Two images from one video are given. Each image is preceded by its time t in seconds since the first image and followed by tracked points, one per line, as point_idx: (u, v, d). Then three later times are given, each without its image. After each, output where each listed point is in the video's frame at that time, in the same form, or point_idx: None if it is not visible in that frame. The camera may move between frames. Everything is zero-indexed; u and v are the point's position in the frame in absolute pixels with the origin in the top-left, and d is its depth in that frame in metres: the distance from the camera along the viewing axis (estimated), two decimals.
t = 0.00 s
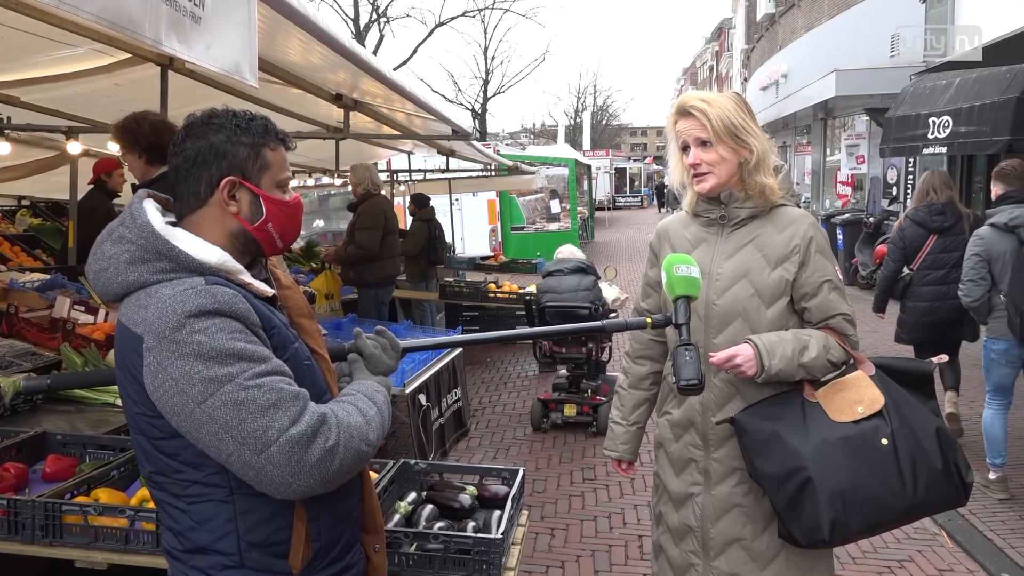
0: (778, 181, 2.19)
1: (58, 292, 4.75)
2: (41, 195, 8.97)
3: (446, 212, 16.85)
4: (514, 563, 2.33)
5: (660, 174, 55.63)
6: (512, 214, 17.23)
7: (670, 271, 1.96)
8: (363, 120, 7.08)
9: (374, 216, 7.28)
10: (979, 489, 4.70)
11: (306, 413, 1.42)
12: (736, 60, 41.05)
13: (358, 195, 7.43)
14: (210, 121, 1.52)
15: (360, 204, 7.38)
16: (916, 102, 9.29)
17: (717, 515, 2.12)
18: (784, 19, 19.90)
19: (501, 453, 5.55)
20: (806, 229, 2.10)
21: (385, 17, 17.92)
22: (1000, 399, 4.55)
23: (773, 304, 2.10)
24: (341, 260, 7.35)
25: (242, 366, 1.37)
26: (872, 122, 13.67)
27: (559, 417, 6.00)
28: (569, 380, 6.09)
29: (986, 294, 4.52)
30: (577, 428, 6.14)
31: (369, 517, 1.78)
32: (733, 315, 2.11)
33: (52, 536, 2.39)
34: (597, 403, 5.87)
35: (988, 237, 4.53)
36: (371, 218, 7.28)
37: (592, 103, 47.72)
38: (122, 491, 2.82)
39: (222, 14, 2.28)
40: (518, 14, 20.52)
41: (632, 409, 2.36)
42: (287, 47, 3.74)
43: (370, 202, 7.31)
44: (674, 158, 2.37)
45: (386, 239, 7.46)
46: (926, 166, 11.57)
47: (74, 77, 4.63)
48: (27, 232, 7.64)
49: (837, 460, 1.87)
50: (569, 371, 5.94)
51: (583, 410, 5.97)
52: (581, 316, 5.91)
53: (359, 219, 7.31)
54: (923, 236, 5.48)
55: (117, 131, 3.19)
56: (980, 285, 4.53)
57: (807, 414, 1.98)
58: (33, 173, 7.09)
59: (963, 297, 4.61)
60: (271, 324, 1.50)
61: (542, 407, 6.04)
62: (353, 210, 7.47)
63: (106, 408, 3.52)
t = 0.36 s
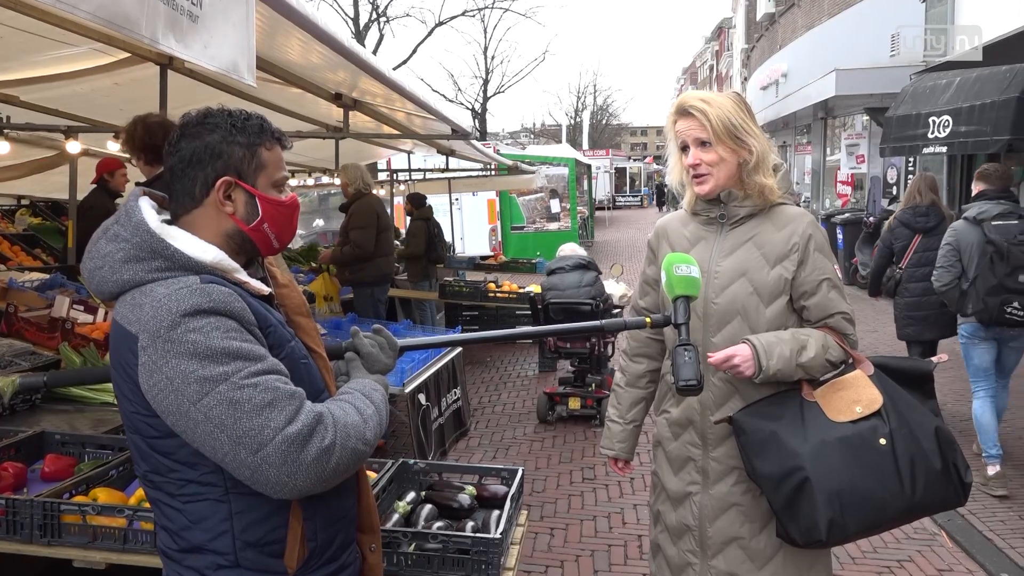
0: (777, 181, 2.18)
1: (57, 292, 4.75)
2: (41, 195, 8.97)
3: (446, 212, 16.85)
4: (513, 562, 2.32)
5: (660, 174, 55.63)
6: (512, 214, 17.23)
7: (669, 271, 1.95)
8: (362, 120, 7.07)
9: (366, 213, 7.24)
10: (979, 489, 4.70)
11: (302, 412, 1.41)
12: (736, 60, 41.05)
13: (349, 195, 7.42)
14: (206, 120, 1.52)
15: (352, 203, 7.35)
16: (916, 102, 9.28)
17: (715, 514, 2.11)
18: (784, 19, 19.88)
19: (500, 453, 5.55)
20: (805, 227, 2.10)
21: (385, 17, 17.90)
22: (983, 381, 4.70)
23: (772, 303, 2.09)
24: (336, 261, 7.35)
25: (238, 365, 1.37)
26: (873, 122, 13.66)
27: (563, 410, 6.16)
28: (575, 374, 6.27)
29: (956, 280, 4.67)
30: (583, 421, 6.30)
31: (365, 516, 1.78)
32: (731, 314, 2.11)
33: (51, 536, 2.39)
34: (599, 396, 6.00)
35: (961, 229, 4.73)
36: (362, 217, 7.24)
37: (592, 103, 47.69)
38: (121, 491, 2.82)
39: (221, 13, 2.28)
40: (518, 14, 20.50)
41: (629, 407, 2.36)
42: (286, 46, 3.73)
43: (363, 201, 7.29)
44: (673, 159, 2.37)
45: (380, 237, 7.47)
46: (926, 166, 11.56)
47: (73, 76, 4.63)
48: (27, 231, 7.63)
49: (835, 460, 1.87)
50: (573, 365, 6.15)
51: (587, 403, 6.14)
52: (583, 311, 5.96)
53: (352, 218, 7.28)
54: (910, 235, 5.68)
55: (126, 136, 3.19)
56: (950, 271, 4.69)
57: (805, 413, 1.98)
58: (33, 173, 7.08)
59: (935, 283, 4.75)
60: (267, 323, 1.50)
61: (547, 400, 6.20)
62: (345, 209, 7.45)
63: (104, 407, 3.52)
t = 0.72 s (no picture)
0: (778, 182, 2.18)
1: (56, 290, 4.75)
2: (41, 193, 8.96)
3: (446, 211, 16.86)
4: (511, 562, 2.32)
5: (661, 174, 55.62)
6: (512, 213, 17.26)
7: (669, 270, 1.95)
8: (363, 119, 7.06)
9: (360, 210, 7.30)
10: (978, 489, 4.70)
11: (300, 414, 1.41)
12: (737, 59, 41.00)
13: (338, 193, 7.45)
14: (199, 121, 1.51)
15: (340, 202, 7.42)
16: (918, 102, 9.27)
17: (712, 513, 2.11)
18: (786, 19, 19.86)
19: (499, 452, 5.56)
20: (805, 227, 2.10)
21: (386, 16, 17.89)
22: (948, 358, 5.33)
23: (772, 302, 2.09)
24: (332, 258, 7.35)
25: (236, 365, 1.37)
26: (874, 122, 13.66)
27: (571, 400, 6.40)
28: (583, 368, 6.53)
29: (941, 262, 5.30)
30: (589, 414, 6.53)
31: (362, 515, 1.78)
32: (731, 314, 2.11)
33: (49, 534, 2.39)
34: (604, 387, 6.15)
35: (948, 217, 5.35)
36: (356, 213, 7.30)
37: (593, 102, 47.69)
38: (120, 489, 2.82)
39: (220, 11, 2.27)
40: (518, 13, 20.48)
41: (627, 405, 2.35)
42: (287, 44, 3.72)
43: (352, 199, 7.33)
44: (674, 159, 2.36)
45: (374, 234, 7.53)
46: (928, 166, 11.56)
47: (73, 74, 4.62)
48: (26, 229, 7.61)
49: (832, 461, 1.87)
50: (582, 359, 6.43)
51: (595, 395, 6.37)
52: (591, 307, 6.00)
53: (345, 216, 7.34)
54: (905, 225, 6.01)
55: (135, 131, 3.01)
56: (937, 255, 5.31)
57: (804, 414, 1.97)
58: (33, 171, 7.08)
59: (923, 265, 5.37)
60: (267, 321, 1.50)
61: (556, 392, 6.43)
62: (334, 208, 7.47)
63: (104, 406, 3.52)
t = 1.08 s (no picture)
0: (781, 183, 2.16)
1: (58, 289, 4.76)
2: (42, 192, 8.97)
3: (448, 210, 16.87)
4: (513, 561, 2.32)
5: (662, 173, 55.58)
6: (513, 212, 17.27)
7: (666, 269, 1.95)
8: (364, 117, 7.06)
9: (357, 207, 7.34)
10: (980, 489, 4.69)
11: (287, 430, 1.39)
12: (739, 58, 40.99)
13: (333, 190, 7.47)
14: (204, 121, 1.49)
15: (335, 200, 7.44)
16: (920, 101, 9.26)
17: (714, 513, 2.11)
18: (787, 18, 19.82)
19: (501, 451, 5.55)
20: (806, 226, 2.09)
21: (388, 14, 17.88)
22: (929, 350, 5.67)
23: (773, 302, 2.09)
24: (331, 255, 7.34)
25: (226, 375, 1.35)
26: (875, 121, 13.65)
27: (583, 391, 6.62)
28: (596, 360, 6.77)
29: (910, 265, 5.70)
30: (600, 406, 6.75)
31: (364, 515, 1.77)
32: (732, 313, 2.10)
33: (50, 533, 2.39)
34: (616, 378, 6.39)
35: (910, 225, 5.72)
36: (355, 209, 7.34)
37: (595, 101, 47.67)
38: (121, 487, 2.82)
39: (222, 10, 2.27)
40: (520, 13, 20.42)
41: (630, 406, 2.35)
42: (288, 43, 3.72)
43: (347, 196, 7.36)
44: (675, 154, 2.36)
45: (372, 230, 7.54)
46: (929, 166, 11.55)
47: (75, 73, 4.63)
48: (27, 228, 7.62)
49: (834, 460, 1.86)
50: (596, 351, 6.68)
51: (605, 386, 6.61)
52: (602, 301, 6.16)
53: (342, 214, 7.38)
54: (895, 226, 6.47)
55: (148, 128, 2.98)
56: (905, 258, 5.71)
57: (805, 413, 1.97)
58: (34, 170, 7.09)
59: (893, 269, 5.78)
60: (266, 325, 1.50)
61: (569, 383, 6.63)
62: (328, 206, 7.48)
63: (106, 404, 3.53)
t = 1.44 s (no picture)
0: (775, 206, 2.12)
1: (59, 288, 4.75)
2: (43, 191, 8.97)
3: (449, 208, 16.86)
4: (514, 561, 2.31)
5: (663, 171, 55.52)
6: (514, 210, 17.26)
7: (666, 271, 1.94)
8: (365, 116, 7.06)
9: (358, 203, 7.35)
10: (982, 487, 4.68)
11: (291, 425, 1.39)
12: (740, 56, 40.94)
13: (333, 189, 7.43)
14: (209, 120, 1.49)
15: (336, 197, 7.43)
16: (921, 98, 9.25)
17: (720, 513, 2.10)
18: (788, 15, 19.78)
19: (502, 450, 5.55)
20: (805, 223, 2.10)
21: (388, 13, 17.87)
22: (906, 334, 6.30)
23: (773, 300, 2.08)
24: (332, 251, 7.34)
25: (228, 372, 1.35)
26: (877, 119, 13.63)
27: (597, 380, 6.93)
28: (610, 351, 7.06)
29: (881, 257, 6.29)
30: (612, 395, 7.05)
31: (365, 514, 1.77)
32: (732, 313, 2.09)
33: (52, 532, 2.39)
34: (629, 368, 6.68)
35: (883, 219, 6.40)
36: (355, 206, 7.35)
37: (596, 99, 47.62)
38: (123, 487, 2.81)
39: (221, 8, 2.26)
40: (520, 11, 20.38)
41: (632, 407, 2.35)
42: (289, 42, 3.72)
43: (347, 194, 7.36)
44: (681, 141, 2.35)
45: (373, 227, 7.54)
46: (931, 163, 11.53)
47: (76, 72, 4.63)
48: (29, 228, 7.63)
49: (837, 457, 1.86)
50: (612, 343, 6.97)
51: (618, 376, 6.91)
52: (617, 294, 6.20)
53: (343, 210, 7.38)
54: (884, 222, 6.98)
55: (149, 126, 3.03)
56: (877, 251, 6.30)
57: (807, 410, 1.96)
58: (35, 169, 7.09)
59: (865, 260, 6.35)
60: (267, 322, 1.49)
61: (584, 371, 6.97)
62: (328, 204, 7.47)
63: (107, 403, 3.53)
